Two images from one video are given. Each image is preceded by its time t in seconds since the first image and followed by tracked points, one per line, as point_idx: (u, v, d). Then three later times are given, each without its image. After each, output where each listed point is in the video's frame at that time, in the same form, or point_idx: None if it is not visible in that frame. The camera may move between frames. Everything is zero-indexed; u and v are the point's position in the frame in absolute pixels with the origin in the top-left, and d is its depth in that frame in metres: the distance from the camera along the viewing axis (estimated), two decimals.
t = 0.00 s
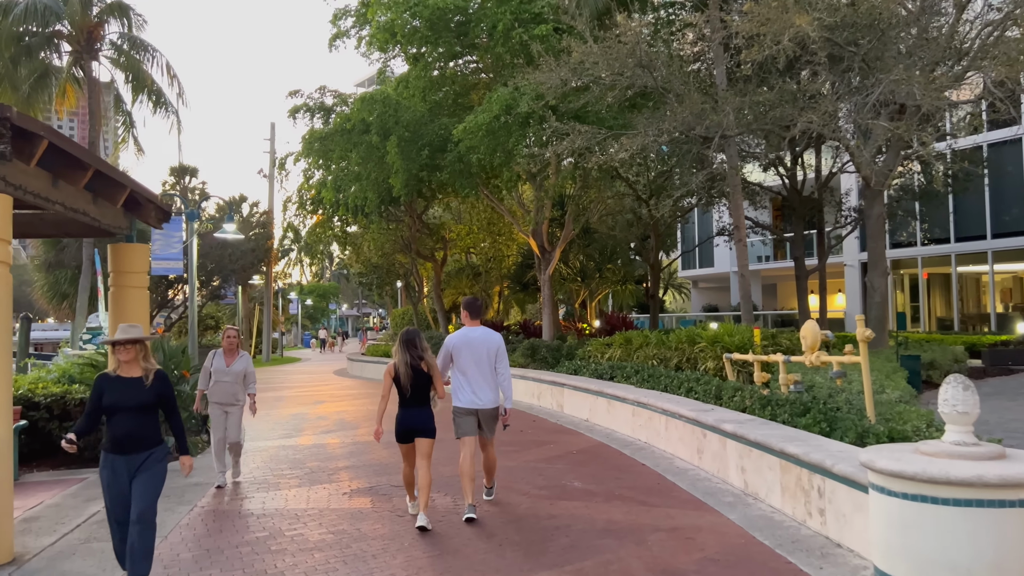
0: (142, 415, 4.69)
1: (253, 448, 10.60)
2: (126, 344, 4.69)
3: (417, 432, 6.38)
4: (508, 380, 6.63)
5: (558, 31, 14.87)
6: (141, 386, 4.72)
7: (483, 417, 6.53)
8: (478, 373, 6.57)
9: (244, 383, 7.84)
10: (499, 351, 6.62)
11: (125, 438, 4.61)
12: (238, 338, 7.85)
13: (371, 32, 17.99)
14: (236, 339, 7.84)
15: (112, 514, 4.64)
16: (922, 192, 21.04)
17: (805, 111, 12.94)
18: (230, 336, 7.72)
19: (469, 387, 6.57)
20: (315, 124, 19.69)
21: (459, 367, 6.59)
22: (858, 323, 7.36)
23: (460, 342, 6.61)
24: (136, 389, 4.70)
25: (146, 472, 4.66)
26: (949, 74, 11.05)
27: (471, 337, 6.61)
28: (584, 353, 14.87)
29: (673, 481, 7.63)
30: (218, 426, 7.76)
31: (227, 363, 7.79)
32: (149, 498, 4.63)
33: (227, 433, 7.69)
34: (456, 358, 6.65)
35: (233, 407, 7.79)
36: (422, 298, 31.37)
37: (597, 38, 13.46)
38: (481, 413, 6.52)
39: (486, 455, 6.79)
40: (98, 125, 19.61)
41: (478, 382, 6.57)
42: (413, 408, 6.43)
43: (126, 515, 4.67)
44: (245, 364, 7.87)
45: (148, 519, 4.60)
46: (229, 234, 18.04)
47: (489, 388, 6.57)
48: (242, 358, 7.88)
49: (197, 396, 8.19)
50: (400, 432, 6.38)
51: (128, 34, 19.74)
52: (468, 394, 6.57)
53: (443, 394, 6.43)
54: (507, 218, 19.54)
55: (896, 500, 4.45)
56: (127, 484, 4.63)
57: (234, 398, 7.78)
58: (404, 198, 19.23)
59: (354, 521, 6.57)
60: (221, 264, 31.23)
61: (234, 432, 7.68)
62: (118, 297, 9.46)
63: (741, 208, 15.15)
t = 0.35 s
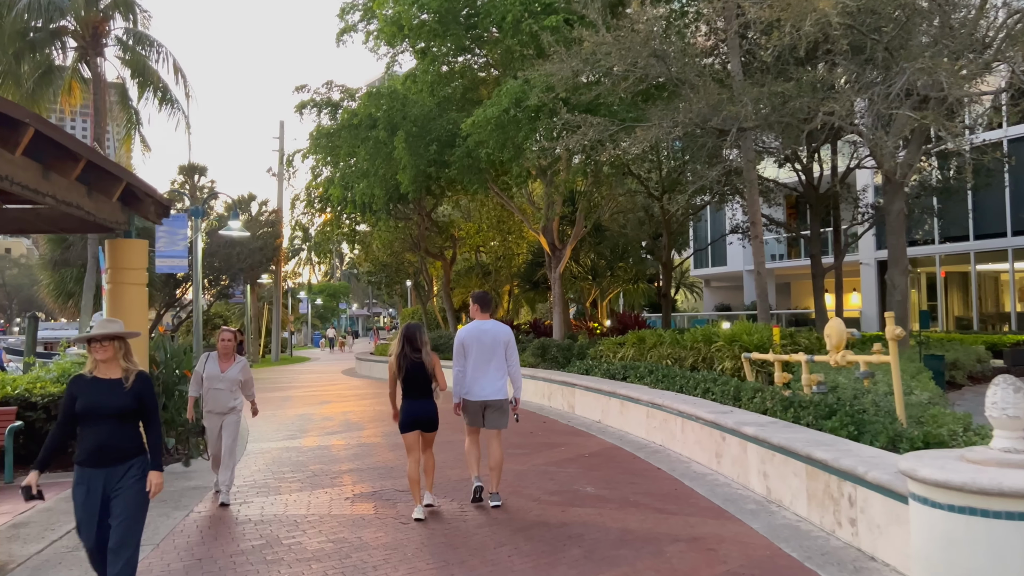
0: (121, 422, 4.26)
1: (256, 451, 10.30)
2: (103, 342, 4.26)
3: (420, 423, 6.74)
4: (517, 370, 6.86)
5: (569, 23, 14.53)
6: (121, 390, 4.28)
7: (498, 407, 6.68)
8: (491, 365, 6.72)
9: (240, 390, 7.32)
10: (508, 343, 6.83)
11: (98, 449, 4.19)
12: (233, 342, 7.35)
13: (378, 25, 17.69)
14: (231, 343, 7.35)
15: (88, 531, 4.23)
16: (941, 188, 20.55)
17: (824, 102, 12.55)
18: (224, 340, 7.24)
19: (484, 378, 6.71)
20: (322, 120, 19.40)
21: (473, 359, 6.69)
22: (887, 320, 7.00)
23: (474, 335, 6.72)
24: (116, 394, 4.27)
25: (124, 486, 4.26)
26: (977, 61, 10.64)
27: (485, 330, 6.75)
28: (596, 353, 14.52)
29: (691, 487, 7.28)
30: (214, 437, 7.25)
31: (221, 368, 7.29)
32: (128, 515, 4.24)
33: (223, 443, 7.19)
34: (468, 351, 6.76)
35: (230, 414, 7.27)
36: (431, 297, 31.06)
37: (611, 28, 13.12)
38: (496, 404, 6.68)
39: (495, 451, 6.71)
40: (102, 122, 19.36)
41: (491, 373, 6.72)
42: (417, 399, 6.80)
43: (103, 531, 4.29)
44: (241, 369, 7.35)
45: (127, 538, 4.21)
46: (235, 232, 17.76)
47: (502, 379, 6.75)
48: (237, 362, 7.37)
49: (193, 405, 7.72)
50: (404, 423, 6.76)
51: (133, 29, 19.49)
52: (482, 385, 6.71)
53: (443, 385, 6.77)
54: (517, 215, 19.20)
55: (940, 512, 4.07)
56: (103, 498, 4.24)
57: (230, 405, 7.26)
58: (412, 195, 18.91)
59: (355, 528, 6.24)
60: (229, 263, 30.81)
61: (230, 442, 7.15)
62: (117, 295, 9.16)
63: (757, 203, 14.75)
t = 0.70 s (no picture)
0: (81, 439, 3.75)
1: (259, 456, 10.01)
2: (61, 346, 3.82)
3: (424, 426, 6.80)
4: (520, 376, 6.75)
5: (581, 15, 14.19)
6: (83, 403, 3.77)
7: (501, 413, 6.55)
8: (493, 372, 6.60)
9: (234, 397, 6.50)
10: (510, 349, 6.71)
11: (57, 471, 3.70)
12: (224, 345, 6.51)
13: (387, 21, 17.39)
14: (222, 345, 6.50)
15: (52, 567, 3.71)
16: (962, 185, 20.05)
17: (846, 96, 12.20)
18: (213, 342, 6.41)
19: (486, 386, 6.58)
20: (330, 117, 19.11)
21: (474, 367, 6.58)
22: (919, 323, 6.61)
23: (474, 342, 6.62)
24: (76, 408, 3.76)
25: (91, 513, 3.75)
26: (1007, 50, 10.24)
27: (487, 337, 6.64)
28: (608, 354, 14.16)
29: (710, 497, 6.93)
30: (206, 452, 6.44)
31: (211, 374, 6.45)
32: (97, 544, 3.77)
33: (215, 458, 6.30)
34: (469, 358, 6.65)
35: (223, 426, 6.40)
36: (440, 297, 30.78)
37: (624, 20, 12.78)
38: (499, 411, 6.55)
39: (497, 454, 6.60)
40: (109, 121, 19.14)
41: (494, 381, 6.59)
42: (423, 402, 6.89)
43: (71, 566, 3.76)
44: (234, 374, 6.51)
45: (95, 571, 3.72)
46: (241, 231, 17.50)
47: (505, 386, 6.62)
48: (229, 367, 6.53)
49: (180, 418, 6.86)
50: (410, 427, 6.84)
51: (139, 25, 19.25)
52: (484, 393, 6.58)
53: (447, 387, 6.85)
54: (528, 213, 18.86)
55: (994, 534, 3.69)
56: (66, 525, 3.75)
57: (223, 415, 6.40)
58: (421, 194, 18.60)
59: (356, 542, 5.91)
60: (238, 262, 30.64)
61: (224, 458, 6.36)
62: (113, 296, 8.88)
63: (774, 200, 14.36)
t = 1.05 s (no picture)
0: None
1: (257, 459, 9.71)
2: None
3: (420, 423, 6.86)
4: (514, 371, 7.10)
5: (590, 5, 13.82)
6: None
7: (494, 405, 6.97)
8: (489, 366, 6.98)
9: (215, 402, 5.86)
10: (506, 345, 7.09)
11: None
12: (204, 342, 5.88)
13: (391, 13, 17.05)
14: (203, 343, 5.86)
15: None
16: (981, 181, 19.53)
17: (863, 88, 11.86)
18: (191, 339, 5.75)
19: (483, 378, 6.97)
20: (335, 113, 18.79)
21: (472, 361, 6.97)
22: (950, 320, 6.23)
23: (473, 337, 6.99)
24: None
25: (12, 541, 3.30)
26: None
27: (482, 332, 7.01)
28: (618, 354, 13.79)
29: (726, 506, 6.57)
30: (182, 463, 5.78)
31: (190, 375, 5.81)
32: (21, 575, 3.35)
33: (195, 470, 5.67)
34: (467, 352, 7.05)
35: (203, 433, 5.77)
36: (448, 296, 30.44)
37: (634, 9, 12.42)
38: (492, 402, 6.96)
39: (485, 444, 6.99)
40: (112, 117, 18.90)
41: (490, 374, 6.98)
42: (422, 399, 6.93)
43: None
44: (215, 375, 5.88)
45: None
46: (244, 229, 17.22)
47: (500, 380, 7.01)
48: (210, 366, 5.88)
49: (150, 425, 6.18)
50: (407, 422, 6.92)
51: (141, 20, 18.99)
52: (480, 385, 6.98)
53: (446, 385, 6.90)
54: (536, 210, 18.47)
55: None
56: None
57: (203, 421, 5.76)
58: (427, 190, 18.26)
59: (350, 553, 5.58)
60: (244, 261, 30.43)
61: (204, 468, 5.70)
62: (104, 293, 8.56)
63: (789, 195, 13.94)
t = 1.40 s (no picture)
0: None
1: (254, 461, 9.40)
2: None
3: (423, 411, 7.19)
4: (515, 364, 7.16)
5: None
6: None
7: (498, 400, 7.00)
8: (492, 361, 7.00)
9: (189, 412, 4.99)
10: (508, 340, 7.11)
11: None
12: (175, 342, 5.01)
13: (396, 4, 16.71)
14: (173, 343, 4.99)
15: None
16: (1000, 176, 19.04)
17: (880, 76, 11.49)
18: (158, 338, 4.90)
19: (486, 373, 6.97)
20: (339, 107, 18.46)
21: (476, 356, 6.96)
22: (986, 316, 5.85)
23: (476, 333, 6.98)
24: None
25: None
26: None
27: (487, 327, 7.01)
28: (627, 352, 13.42)
29: (745, 512, 6.21)
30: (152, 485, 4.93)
31: (156, 381, 4.94)
32: None
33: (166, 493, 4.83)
34: (470, 348, 7.02)
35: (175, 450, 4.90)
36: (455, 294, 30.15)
37: None
38: (496, 397, 6.99)
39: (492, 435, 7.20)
40: (113, 111, 18.63)
41: (493, 369, 7.00)
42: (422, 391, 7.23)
43: None
44: (187, 381, 4.99)
45: None
46: (245, 224, 16.93)
47: (503, 375, 7.04)
48: (180, 371, 5.00)
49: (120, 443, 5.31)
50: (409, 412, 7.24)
51: (141, 12, 18.69)
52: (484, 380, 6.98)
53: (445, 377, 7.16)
54: (543, 205, 18.10)
55: None
56: None
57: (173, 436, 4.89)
58: (433, 185, 17.91)
59: (344, 563, 5.22)
60: (248, 259, 30.16)
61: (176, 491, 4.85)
62: (96, 289, 8.25)
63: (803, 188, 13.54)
